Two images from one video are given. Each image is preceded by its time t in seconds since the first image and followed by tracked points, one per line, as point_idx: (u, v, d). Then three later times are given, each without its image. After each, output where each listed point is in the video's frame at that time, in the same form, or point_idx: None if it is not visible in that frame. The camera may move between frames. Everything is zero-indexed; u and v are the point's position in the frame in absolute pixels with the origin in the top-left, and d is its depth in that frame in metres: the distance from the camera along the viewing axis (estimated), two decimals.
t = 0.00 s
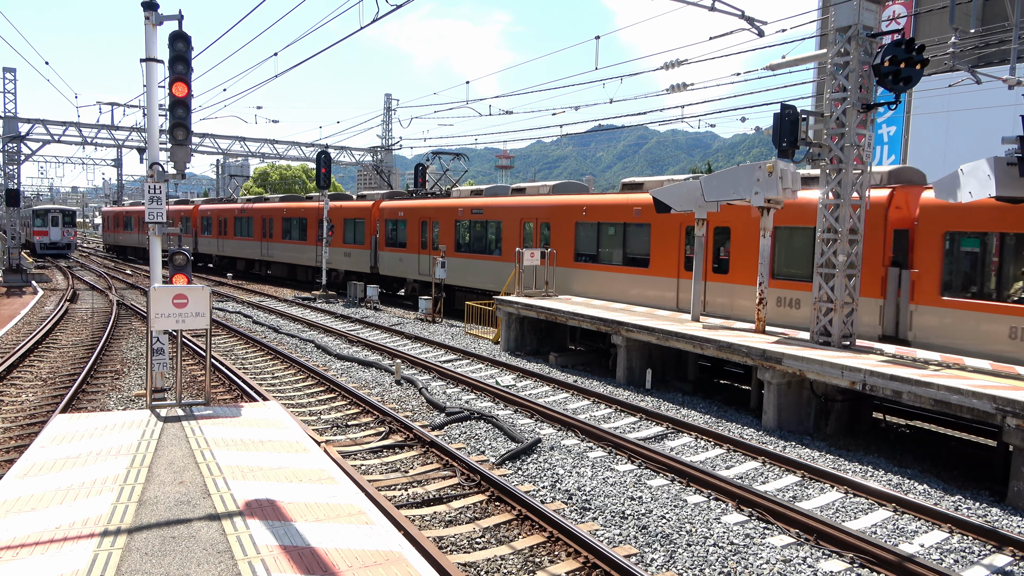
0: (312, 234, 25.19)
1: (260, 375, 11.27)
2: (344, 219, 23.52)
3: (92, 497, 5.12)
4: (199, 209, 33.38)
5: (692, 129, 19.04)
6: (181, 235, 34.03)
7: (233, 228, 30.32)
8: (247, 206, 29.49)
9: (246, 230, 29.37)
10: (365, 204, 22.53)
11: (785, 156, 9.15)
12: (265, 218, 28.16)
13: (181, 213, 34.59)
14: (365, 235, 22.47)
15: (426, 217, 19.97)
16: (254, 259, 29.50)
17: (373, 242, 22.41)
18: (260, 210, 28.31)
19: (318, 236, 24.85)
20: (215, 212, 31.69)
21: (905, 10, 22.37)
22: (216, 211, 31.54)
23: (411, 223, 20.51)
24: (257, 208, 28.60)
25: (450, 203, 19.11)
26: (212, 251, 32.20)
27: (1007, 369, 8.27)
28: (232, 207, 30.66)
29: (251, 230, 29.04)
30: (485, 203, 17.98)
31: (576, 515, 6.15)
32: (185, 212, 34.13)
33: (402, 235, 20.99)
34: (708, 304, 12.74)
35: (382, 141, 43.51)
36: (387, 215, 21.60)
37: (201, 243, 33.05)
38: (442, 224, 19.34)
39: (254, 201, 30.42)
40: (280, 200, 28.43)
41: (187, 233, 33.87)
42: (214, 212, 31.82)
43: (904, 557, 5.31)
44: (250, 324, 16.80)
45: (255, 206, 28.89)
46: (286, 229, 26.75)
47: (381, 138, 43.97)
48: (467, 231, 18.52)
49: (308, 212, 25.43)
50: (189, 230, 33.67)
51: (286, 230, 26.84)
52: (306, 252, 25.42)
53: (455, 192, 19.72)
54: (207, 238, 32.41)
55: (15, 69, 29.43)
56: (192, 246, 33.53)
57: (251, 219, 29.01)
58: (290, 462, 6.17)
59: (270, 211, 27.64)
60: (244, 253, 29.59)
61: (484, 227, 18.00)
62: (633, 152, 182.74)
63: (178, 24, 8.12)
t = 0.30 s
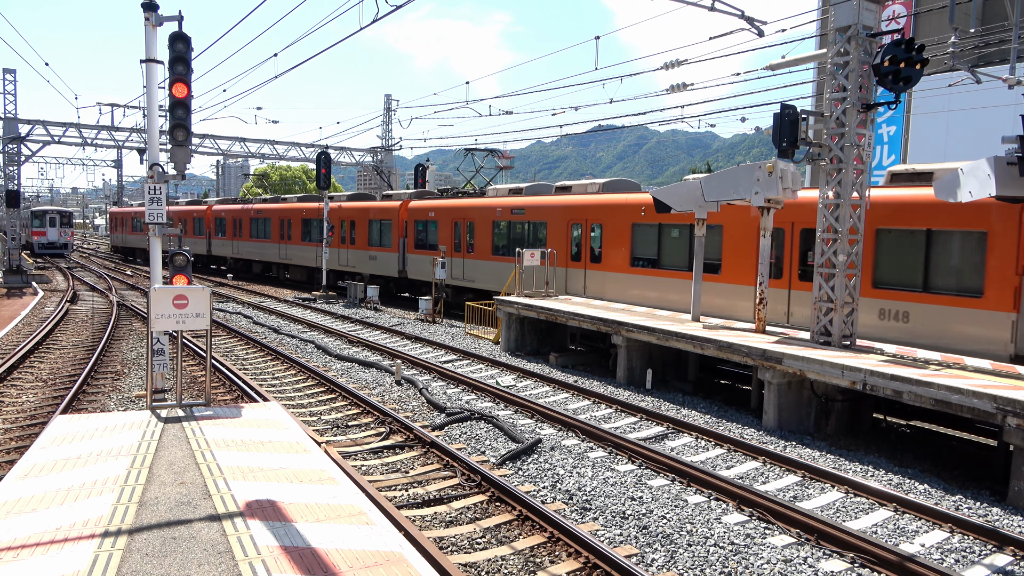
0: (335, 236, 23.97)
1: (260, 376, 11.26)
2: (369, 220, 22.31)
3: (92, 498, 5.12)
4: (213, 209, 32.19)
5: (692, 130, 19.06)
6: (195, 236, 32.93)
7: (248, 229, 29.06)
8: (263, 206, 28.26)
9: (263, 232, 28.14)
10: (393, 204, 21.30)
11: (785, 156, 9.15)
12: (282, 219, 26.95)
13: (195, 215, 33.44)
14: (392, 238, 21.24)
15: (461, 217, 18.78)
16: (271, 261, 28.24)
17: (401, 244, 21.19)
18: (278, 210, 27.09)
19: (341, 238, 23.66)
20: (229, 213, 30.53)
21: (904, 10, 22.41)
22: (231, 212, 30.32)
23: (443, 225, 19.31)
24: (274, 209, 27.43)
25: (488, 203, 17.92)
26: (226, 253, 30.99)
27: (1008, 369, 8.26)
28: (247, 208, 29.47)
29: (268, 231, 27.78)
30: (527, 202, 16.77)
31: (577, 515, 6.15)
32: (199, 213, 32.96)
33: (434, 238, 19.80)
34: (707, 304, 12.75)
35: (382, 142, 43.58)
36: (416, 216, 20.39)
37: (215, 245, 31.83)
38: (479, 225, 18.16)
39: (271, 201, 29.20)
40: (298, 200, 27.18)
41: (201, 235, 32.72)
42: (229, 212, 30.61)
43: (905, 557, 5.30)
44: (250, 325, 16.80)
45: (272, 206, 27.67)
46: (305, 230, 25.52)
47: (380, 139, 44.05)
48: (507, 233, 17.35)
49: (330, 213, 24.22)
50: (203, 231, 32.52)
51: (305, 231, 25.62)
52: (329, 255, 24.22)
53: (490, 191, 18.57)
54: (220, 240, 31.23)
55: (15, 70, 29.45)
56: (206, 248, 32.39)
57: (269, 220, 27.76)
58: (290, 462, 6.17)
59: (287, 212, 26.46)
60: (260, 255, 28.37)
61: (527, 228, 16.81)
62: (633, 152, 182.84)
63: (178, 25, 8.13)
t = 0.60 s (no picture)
0: (359, 237, 22.80)
1: (260, 376, 11.26)
2: (397, 221, 21.16)
3: (92, 498, 5.12)
4: (227, 209, 31.18)
5: (691, 129, 19.07)
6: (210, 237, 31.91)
7: (266, 230, 28.01)
8: (282, 206, 27.17)
9: (281, 233, 27.04)
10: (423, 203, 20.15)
11: (785, 156, 9.15)
12: (301, 219, 25.89)
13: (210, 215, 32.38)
14: (422, 240, 20.09)
15: (499, 217, 17.64)
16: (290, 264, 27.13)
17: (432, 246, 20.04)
18: (298, 210, 25.96)
19: (365, 239, 22.51)
20: (246, 212, 29.44)
21: (905, 10, 22.41)
22: (248, 212, 29.22)
23: (479, 226, 18.18)
24: (292, 209, 26.37)
25: (530, 203, 16.80)
26: (243, 254, 29.93)
27: (1008, 369, 8.25)
28: (264, 208, 28.40)
29: (286, 233, 26.74)
30: (575, 202, 15.61)
31: (577, 515, 6.15)
32: (214, 213, 31.88)
33: (469, 240, 18.65)
34: (708, 304, 12.75)
35: (382, 142, 43.64)
36: (448, 217, 19.26)
37: (230, 247, 30.71)
38: (519, 226, 17.04)
39: (289, 201, 28.15)
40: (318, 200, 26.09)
41: (216, 236, 31.67)
42: (245, 213, 29.54)
43: (905, 557, 5.30)
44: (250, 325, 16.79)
45: (292, 206, 26.57)
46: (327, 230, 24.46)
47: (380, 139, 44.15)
48: (552, 234, 16.19)
49: (354, 214, 23.05)
50: (218, 232, 31.50)
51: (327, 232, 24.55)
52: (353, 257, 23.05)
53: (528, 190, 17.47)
54: (236, 241, 30.14)
55: (15, 71, 29.49)
56: (220, 249, 31.36)
57: (288, 220, 26.64)
58: (290, 463, 6.17)
59: (307, 212, 25.41)
60: (279, 257, 27.30)
61: (573, 230, 15.68)
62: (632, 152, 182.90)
63: (178, 25, 8.13)
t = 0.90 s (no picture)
0: (385, 239, 21.56)
1: (261, 376, 11.26)
2: (427, 221, 19.94)
3: (92, 499, 5.11)
4: (244, 209, 29.88)
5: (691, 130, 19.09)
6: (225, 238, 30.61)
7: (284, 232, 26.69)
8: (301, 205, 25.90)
9: (301, 234, 25.77)
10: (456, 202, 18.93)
11: (785, 156, 9.15)
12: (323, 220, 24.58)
13: (225, 215, 31.11)
14: (455, 241, 18.91)
15: (541, 218, 16.40)
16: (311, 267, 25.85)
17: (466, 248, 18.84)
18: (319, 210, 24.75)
19: (391, 241, 21.28)
20: (263, 212, 28.12)
21: (905, 10, 22.45)
22: (265, 212, 27.97)
23: (519, 227, 16.99)
24: (313, 209, 25.08)
25: (576, 202, 15.55)
26: (259, 256, 28.60)
27: (1008, 369, 8.25)
28: (282, 208, 27.06)
29: (307, 234, 25.47)
30: (630, 201, 14.29)
31: (577, 515, 6.15)
32: (229, 213, 30.60)
33: (507, 242, 17.45)
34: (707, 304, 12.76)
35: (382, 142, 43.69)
36: (484, 217, 18.08)
37: (247, 249, 29.41)
38: (565, 227, 15.80)
39: (307, 200, 26.89)
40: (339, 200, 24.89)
41: (231, 237, 30.37)
42: (262, 213, 28.24)
43: (906, 557, 5.29)
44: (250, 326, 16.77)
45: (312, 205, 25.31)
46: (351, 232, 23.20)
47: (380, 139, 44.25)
48: (604, 237, 14.89)
49: (379, 214, 21.81)
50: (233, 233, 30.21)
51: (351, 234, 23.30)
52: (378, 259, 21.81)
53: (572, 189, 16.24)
54: (252, 243, 28.82)
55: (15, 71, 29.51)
56: (235, 251, 30.06)
57: (308, 221, 25.39)
58: (290, 463, 6.17)
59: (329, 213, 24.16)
60: (299, 259, 25.99)
61: (627, 232, 14.37)
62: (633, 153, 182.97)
63: (179, 25, 8.14)
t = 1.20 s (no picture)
0: (414, 240, 20.44)
1: (261, 377, 11.26)
2: (460, 222, 18.84)
3: (93, 499, 5.12)
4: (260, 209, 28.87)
5: (691, 130, 19.12)
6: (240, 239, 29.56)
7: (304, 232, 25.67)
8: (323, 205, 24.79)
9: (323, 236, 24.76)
10: (494, 202, 17.82)
11: (785, 156, 9.16)
12: (346, 221, 23.59)
13: (240, 216, 30.05)
14: (492, 243, 17.82)
15: (591, 219, 15.21)
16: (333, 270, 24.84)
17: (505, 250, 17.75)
18: (343, 211, 23.65)
19: (422, 243, 20.15)
20: (280, 212, 27.12)
21: (905, 10, 22.47)
22: (283, 212, 26.87)
23: (566, 228, 15.90)
24: (335, 209, 24.06)
25: (597, 202, 15.09)
26: (277, 258, 27.51)
27: (1008, 369, 8.26)
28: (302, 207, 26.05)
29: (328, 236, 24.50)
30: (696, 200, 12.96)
31: (578, 516, 6.15)
32: (246, 214, 29.53)
33: (551, 244, 16.36)
34: (707, 305, 12.77)
35: (382, 143, 43.72)
36: (526, 217, 17.01)
37: (264, 250, 28.35)
38: (619, 229, 14.53)
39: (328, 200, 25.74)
40: (363, 199, 23.76)
41: (246, 238, 29.30)
42: (279, 212, 27.24)
43: (906, 557, 5.29)
44: (250, 326, 16.75)
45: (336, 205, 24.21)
46: (375, 233, 22.14)
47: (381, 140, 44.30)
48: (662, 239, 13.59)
49: (408, 214, 20.68)
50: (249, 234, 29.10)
51: (375, 235, 22.24)
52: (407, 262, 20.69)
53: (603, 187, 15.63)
54: (269, 244, 27.78)
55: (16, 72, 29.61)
56: (252, 253, 28.99)
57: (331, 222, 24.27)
58: (290, 463, 6.17)
59: (353, 213, 23.17)
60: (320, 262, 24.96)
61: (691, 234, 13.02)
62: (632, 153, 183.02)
63: (178, 26, 8.13)
